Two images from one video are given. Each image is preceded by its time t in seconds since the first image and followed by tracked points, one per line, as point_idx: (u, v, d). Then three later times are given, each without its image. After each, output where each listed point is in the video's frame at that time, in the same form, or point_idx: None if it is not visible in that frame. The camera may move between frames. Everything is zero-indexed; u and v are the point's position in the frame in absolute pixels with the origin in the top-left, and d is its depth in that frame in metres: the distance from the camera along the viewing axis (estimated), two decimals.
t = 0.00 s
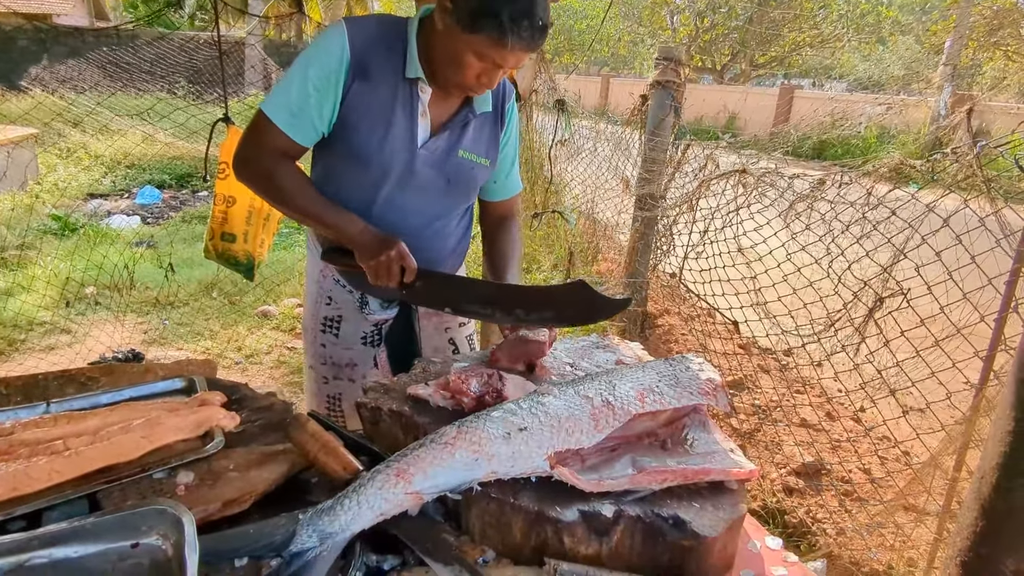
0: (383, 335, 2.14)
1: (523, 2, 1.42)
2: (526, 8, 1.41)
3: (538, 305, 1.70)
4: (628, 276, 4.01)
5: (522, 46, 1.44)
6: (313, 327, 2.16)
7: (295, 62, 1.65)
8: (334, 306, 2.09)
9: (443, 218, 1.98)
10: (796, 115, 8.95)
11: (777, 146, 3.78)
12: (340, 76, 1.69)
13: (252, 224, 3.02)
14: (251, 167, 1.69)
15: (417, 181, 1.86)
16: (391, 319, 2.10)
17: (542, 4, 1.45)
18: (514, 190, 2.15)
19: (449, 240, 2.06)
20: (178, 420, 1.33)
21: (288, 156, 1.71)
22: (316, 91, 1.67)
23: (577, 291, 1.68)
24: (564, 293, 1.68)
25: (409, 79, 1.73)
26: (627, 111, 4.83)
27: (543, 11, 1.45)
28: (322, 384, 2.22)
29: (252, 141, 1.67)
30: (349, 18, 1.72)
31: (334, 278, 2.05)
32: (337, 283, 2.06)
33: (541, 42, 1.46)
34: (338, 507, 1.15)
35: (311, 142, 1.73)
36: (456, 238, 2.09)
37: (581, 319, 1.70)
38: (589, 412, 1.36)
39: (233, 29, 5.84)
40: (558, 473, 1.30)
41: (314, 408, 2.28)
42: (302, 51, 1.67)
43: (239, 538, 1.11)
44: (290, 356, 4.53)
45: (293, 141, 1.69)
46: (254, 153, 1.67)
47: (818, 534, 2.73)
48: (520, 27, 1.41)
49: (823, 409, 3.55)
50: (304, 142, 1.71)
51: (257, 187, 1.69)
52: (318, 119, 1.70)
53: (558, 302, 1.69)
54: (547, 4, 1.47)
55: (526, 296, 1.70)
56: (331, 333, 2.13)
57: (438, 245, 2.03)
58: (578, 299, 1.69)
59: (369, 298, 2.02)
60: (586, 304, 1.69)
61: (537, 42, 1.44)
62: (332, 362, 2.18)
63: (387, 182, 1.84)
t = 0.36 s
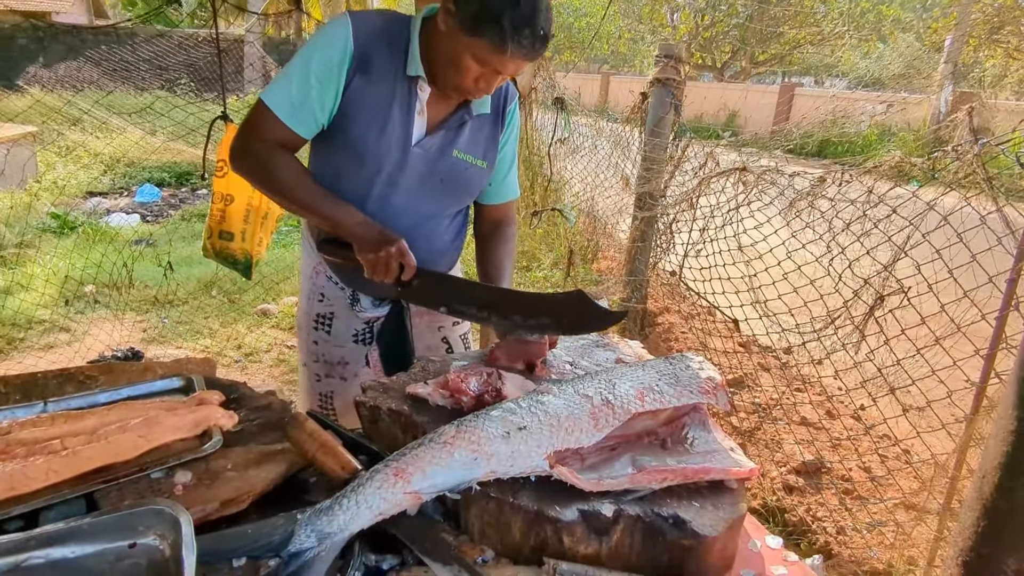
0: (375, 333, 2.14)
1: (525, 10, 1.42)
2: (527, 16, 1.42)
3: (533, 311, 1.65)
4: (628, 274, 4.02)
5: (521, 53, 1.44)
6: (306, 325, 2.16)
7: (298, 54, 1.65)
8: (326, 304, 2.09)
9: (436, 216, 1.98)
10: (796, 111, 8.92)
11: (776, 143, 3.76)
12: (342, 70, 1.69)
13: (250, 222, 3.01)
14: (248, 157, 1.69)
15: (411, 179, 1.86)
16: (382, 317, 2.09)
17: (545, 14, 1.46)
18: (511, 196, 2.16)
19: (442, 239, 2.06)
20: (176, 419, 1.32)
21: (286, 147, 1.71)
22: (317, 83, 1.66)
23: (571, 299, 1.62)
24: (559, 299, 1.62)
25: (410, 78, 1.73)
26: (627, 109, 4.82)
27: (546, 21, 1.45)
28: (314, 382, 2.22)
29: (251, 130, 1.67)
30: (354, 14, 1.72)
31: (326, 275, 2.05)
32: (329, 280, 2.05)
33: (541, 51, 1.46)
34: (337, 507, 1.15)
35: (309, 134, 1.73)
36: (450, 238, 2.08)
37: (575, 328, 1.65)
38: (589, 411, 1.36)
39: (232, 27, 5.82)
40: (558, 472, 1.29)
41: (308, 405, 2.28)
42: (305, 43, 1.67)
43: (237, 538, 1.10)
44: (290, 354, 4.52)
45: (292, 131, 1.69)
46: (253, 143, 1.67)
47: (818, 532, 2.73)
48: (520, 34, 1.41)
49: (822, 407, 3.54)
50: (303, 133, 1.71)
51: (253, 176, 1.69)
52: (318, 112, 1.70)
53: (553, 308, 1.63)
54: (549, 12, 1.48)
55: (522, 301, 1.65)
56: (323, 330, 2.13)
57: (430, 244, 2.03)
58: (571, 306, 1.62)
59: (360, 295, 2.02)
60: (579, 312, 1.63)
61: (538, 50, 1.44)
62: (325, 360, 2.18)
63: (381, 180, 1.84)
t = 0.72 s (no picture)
0: (375, 332, 2.13)
1: (533, 11, 1.44)
2: (536, 18, 1.44)
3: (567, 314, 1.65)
4: (629, 271, 4.01)
5: (528, 54, 1.46)
6: (304, 324, 2.15)
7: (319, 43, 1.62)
8: (325, 303, 2.08)
9: (437, 211, 1.99)
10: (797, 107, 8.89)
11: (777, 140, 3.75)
12: (360, 60, 1.66)
13: (250, 219, 3.00)
14: (276, 157, 1.64)
15: (414, 173, 1.86)
16: (382, 315, 2.09)
17: (551, 16, 1.48)
18: (511, 197, 2.19)
19: (441, 236, 2.07)
20: (177, 417, 1.31)
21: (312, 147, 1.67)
22: (339, 73, 1.64)
23: (601, 301, 1.62)
24: (588, 301, 1.62)
25: (419, 72, 1.71)
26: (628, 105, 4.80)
27: (552, 23, 1.48)
28: (315, 381, 2.21)
29: (278, 129, 1.63)
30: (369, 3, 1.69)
31: (324, 273, 2.04)
32: (327, 278, 2.04)
33: (547, 52, 1.49)
34: (339, 506, 1.14)
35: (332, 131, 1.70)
36: (448, 233, 2.09)
37: (607, 329, 1.65)
38: (592, 409, 1.35)
39: (231, 23, 5.79)
40: (562, 470, 1.29)
41: (309, 404, 2.27)
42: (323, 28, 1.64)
43: (239, 537, 1.09)
44: (290, 352, 4.51)
45: (319, 128, 1.66)
46: (281, 142, 1.63)
47: (821, 529, 2.72)
48: (528, 35, 1.43)
49: (825, 404, 3.53)
50: (329, 130, 1.68)
51: (281, 179, 1.64)
52: (341, 105, 1.67)
53: (583, 311, 1.64)
54: (555, 14, 1.50)
55: (555, 305, 1.65)
56: (323, 329, 2.12)
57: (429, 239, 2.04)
58: (602, 308, 1.63)
59: (360, 292, 2.02)
60: (612, 313, 1.63)
61: (543, 52, 1.47)
62: (325, 359, 2.17)
63: (385, 174, 1.84)
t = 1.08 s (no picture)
0: (390, 328, 2.16)
1: (550, 4, 1.48)
2: (552, 10, 1.48)
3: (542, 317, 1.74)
4: (630, 267, 4.01)
5: (543, 46, 1.50)
6: (314, 328, 2.12)
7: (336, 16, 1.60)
8: (338, 304, 2.07)
9: (445, 204, 1.99)
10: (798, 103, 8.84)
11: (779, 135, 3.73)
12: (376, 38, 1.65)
13: (250, 215, 3.00)
14: (266, 118, 1.63)
15: (424, 165, 1.87)
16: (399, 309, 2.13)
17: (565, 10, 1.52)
18: (509, 191, 2.19)
19: (448, 230, 2.07)
20: (179, 413, 1.30)
21: (305, 113, 1.66)
22: (351, 48, 1.63)
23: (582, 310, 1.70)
24: (568, 310, 1.71)
25: (432, 60, 1.73)
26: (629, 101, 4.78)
27: (565, 18, 1.52)
28: (328, 385, 2.20)
29: (274, 89, 1.61)
30: None
31: (335, 273, 2.02)
32: (339, 279, 2.03)
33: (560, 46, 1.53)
34: (342, 502, 1.13)
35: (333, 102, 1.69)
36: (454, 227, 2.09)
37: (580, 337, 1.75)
38: (595, 405, 1.35)
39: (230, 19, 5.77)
40: (565, 466, 1.28)
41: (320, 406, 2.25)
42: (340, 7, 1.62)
43: (242, 533, 1.09)
44: (291, 349, 4.51)
45: (322, 97, 1.65)
46: (277, 103, 1.62)
47: (823, 525, 2.72)
48: (543, 26, 1.47)
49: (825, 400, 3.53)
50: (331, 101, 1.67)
51: (269, 141, 1.64)
52: (348, 78, 1.66)
53: (562, 318, 1.73)
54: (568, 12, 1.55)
55: (528, 304, 1.73)
56: (336, 331, 2.11)
57: (435, 232, 2.04)
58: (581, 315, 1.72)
59: (377, 290, 2.04)
60: (587, 323, 1.73)
61: (557, 46, 1.50)
62: (338, 361, 2.16)
63: (395, 165, 1.84)
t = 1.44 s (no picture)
0: (380, 324, 2.15)
1: None
2: None
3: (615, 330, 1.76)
4: (630, 266, 4.01)
5: (532, 35, 1.48)
6: (307, 320, 2.15)
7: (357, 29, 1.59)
8: (329, 297, 2.09)
9: (443, 200, 2.00)
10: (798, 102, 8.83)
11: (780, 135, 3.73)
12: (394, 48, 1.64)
13: (251, 215, 3.00)
14: (330, 157, 1.62)
15: (424, 163, 1.88)
16: (387, 306, 2.11)
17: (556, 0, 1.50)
18: (508, 188, 2.19)
19: (444, 223, 2.09)
20: (180, 412, 1.30)
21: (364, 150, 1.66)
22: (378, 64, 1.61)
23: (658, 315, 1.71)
24: (645, 316, 1.73)
25: (428, 58, 1.71)
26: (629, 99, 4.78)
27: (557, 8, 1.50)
28: (320, 379, 2.21)
29: (334, 128, 1.60)
30: None
31: (327, 266, 2.05)
32: (332, 272, 2.05)
33: (549, 36, 1.50)
34: (343, 501, 1.14)
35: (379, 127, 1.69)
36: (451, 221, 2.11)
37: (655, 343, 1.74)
38: (594, 404, 1.35)
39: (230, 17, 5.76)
40: (566, 465, 1.29)
41: (313, 401, 2.26)
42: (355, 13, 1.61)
43: (244, 532, 1.09)
44: (291, 347, 4.51)
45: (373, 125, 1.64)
46: (340, 144, 1.61)
47: (822, 524, 2.73)
48: (532, 15, 1.45)
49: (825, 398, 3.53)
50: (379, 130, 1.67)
51: (337, 182, 1.63)
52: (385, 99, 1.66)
53: (636, 326, 1.74)
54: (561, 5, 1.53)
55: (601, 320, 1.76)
56: (327, 325, 2.13)
57: (430, 227, 2.05)
58: (655, 322, 1.72)
59: (365, 284, 2.04)
60: (658, 328, 1.73)
61: (546, 34, 1.48)
62: (329, 355, 2.17)
63: (397, 164, 1.84)
